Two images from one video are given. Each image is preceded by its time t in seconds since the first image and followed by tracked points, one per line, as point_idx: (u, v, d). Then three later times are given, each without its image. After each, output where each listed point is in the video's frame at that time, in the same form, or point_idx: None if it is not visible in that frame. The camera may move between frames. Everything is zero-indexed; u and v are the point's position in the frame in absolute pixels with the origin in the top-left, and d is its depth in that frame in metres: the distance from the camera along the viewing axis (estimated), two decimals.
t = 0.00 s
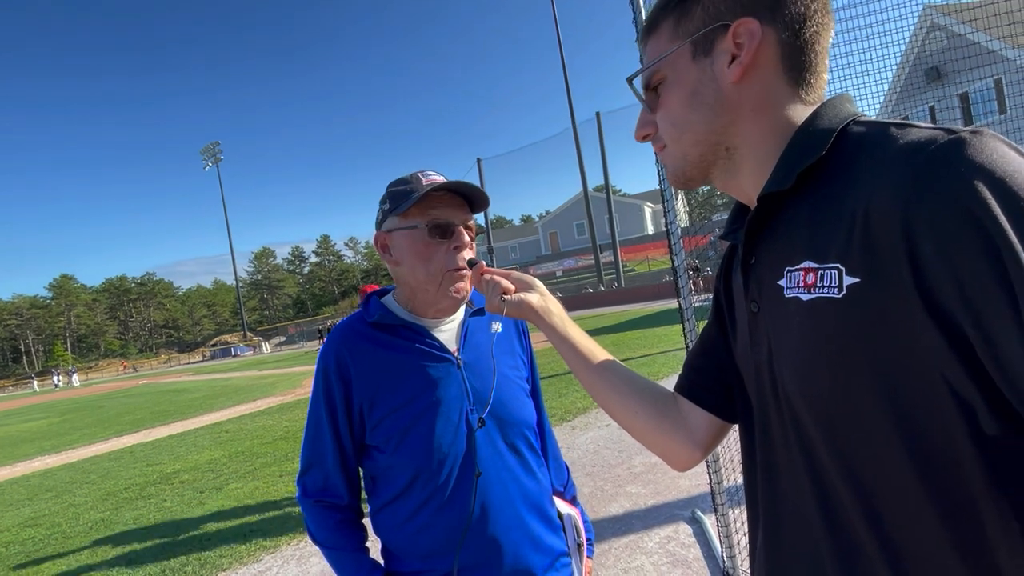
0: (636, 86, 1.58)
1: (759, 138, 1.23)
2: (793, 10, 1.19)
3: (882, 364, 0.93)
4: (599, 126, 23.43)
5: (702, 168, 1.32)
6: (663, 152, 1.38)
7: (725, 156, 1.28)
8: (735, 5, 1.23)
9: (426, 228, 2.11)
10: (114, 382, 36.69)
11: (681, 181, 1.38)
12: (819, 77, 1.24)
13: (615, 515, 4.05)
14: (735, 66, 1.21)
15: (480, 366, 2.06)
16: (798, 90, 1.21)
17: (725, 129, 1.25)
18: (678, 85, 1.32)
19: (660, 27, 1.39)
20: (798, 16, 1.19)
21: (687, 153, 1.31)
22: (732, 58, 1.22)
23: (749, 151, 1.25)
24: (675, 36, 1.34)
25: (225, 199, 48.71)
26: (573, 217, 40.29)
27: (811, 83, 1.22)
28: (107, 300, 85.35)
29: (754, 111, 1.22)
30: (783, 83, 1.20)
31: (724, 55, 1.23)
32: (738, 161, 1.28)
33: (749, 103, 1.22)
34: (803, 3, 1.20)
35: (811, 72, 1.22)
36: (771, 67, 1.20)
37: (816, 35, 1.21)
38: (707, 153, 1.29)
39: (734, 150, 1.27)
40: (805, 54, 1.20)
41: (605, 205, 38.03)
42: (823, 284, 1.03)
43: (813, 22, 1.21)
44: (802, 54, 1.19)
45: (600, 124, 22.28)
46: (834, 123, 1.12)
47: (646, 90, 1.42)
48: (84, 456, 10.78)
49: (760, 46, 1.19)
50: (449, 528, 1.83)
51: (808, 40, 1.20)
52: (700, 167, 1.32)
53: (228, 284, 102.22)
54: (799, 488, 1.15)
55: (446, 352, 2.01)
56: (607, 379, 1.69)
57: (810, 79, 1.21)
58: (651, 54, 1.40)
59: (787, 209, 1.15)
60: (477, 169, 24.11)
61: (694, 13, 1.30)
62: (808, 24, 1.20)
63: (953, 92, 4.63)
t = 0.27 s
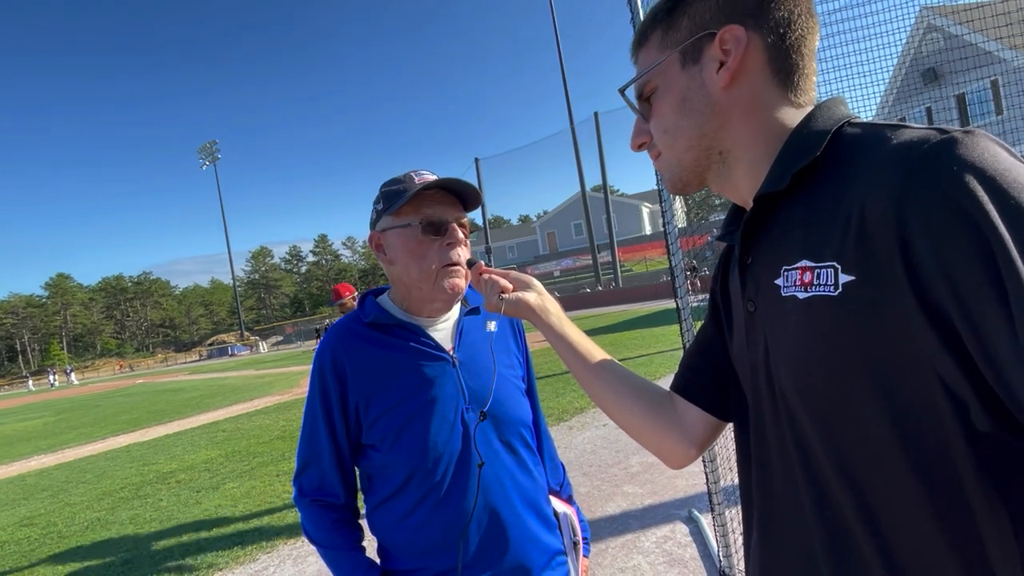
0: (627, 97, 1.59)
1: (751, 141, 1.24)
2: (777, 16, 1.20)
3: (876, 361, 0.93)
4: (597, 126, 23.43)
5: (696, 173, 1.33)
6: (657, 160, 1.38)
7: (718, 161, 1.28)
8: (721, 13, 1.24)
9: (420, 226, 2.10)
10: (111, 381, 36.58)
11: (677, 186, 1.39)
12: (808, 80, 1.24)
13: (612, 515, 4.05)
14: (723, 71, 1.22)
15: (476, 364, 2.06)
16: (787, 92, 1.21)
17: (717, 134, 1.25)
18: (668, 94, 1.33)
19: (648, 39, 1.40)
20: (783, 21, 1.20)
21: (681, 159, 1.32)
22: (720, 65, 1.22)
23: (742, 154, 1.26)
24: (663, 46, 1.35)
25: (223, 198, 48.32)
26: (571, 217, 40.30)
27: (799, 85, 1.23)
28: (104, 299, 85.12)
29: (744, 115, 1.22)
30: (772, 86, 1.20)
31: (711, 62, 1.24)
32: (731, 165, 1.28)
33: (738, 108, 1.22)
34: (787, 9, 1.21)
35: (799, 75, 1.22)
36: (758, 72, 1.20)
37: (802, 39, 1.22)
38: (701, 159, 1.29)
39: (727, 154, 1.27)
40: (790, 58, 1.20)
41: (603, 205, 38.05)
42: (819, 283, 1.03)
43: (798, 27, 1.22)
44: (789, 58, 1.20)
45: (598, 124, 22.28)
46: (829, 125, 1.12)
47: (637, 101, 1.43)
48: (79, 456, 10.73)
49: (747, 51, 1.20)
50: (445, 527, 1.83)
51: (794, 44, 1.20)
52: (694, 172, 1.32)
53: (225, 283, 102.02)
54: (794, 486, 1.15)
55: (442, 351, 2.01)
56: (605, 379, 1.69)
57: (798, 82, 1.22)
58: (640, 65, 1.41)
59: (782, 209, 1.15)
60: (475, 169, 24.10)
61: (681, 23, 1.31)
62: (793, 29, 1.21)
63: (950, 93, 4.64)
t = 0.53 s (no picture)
0: (628, 95, 1.59)
1: (745, 145, 1.24)
2: (774, 20, 1.20)
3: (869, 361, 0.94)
4: (595, 127, 23.44)
5: (692, 175, 1.33)
6: (655, 161, 1.40)
7: (714, 164, 1.29)
8: (718, 19, 1.24)
9: (416, 228, 2.10)
10: (108, 380, 36.49)
11: (673, 188, 1.40)
12: (804, 84, 1.24)
13: (609, 515, 4.05)
14: (718, 77, 1.22)
15: (473, 364, 2.05)
16: (783, 97, 1.21)
17: (712, 138, 1.26)
18: (665, 98, 1.34)
19: (648, 42, 1.41)
20: (781, 26, 1.20)
21: (678, 161, 1.33)
22: (714, 70, 1.23)
23: (737, 158, 1.26)
24: (662, 50, 1.35)
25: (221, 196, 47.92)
26: (570, 217, 40.30)
27: (796, 90, 1.22)
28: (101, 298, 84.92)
29: (739, 119, 1.23)
30: (767, 90, 1.20)
31: (707, 67, 1.24)
32: (727, 168, 1.29)
33: (732, 112, 1.23)
34: (784, 14, 1.20)
35: (795, 80, 1.22)
36: (753, 77, 1.20)
37: (799, 44, 1.22)
38: (696, 162, 1.30)
39: (722, 157, 1.27)
40: (787, 63, 1.20)
41: (601, 205, 38.08)
42: (813, 283, 1.03)
43: (796, 32, 1.22)
44: (785, 62, 1.19)
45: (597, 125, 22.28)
46: (823, 129, 1.12)
47: (636, 104, 1.44)
48: (76, 455, 10.69)
49: (741, 57, 1.20)
50: (442, 525, 1.83)
51: (790, 49, 1.20)
52: (690, 174, 1.33)
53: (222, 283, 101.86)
54: (789, 484, 1.16)
55: (440, 351, 2.02)
56: (606, 378, 1.69)
57: (795, 87, 1.22)
58: (639, 67, 1.42)
59: (777, 211, 1.15)
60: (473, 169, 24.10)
61: (679, 28, 1.32)
62: (790, 33, 1.21)
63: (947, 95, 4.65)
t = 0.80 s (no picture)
0: (629, 101, 1.59)
1: (743, 152, 1.24)
2: (771, 30, 1.20)
3: (865, 364, 0.94)
4: (594, 127, 23.43)
5: (692, 181, 1.34)
6: (656, 167, 1.40)
7: (713, 170, 1.29)
8: (715, 28, 1.25)
9: (411, 232, 2.11)
10: (105, 379, 36.41)
11: (674, 194, 1.40)
12: (801, 92, 1.24)
13: (607, 515, 4.06)
14: (715, 86, 1.23)
15: (471, 364, 2.05)
16: (780, 106, 1.22)
17: (710, 145, 1.27)
18: (665, 105, 1.34)
19: (648, 51, 1.41)
20: (778, 36, 1.20)
21: (677, 167, 1.33)
22: (712, 79, 1.24)
23: (736, 165, 1.26)
24: (661, 59, 1.36)
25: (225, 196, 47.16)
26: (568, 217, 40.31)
27: (794, 100, 1.23)
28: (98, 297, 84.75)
29: (736, 127, 1.23)
30: (764, 98, 1.21)
31: (704, 77, 1.25)
32: (725, 174, 1.29)
33: (730, 120, 1.23)
34: (781, 24, 1.21)
35: (792, 89, 1.22)
36: (750, 86, 1.21)
37: (796, 53, 1.22)
38: (695, 168, 1.30)
39: (721, 164, 1.28)
40: (785, 72, 1.20)
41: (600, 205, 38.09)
42: (809, 286, 1.03)
43: (793, 41, 1.22)
44: (782, 70, 1.20)
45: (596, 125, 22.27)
46: (818, 136, 1.12)
47: (637, 112, 1.45)
48: (73, 454, 10.67)
49: (738, 66, 1.21)
50: (439, 525, 1.83)
51: (787, 58, 1.20)
52: (690, 179, 1.34)
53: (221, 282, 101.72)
54: (787, 485, 1.16)
55: (437, 352, 2.01)
56: (607, 378, 1.70)
57: (792, 95, 1.22)
58: (639, 76, 1.42)
59: (773, 214, 1.16)
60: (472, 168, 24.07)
61: (678, 38, 1.32)
62: (787, 43, 1.21)
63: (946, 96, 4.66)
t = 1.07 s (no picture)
0: (632, 103, 1.59)
1: (743, 155, 1.24)
2: (774, 35, 1.20)
3: (863, 365, 0.94)
4: (594, 127, 23.42)
5: (690, 182, 1.34)
6: (655, 167, 1.40)
7: (711, 171, 1.30)
8: (718, 33, 1.25)
9: (412, 228, 2.11)
10: (103, 378, 36.35)
11: (672, 196, 1.40)
12: (802, 97, 1.24)
13: (605, 516, 4.05)
14: (716, 88, 1.23)
15: (466, 365, 2.05)
16: (780, 109, 1.21)
17: (709, 147, 1.27)
18: (666, 108, 1.34)
19: (651, 55, 1.41)
20: (780, 41, 1.20)
21: (677, 167, 1.33)
22: (713, 82, 1.24)
23: (735, 167, 1.26)
24: (664, 62, 1.35)
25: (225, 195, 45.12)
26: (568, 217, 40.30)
27: (796, 105, 1.23)
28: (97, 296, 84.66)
29: (736, 130, 1.23)
30: (765, 102, 1.21)
31: (706, 80, 1.25)
32: (724, 176, 1.29)
33: (730, 123, 1.23)
34: (784, 30, 1.21)
35: (792, 94, 1.22)
36: (751, 89, 1.21)
37: (797, 59, 1.22)
38: (695, 170, 1.31)
39: (720, 165, 1.28)
40: (787, 76, 1.20)
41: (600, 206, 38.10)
42: (806, 287, 1.03)
43: (795, 48, 1.22)
44: (783, 75, 1.20)
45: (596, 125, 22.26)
46: (816, 140, 1.12)
47: (639, 114, 1.45)
48: (73, 453, 10.68)
49: (739, 70, 1.21)
50: (430, 524, 1.83)
51: (789, 63, 1.20)
52: (688, 180, 1.34)
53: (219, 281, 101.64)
54: (786, 486, 1.16)
55: (432, 352, 2.00)
56: (606, 379, 1.70)
57: (792, 100, 1.22)
58: (642, 79, 1.42)
59: (771, 217, 1.15)
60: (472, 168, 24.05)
61: (681, 41, 1.32)
62: (789, 48, 1.21)
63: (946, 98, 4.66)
